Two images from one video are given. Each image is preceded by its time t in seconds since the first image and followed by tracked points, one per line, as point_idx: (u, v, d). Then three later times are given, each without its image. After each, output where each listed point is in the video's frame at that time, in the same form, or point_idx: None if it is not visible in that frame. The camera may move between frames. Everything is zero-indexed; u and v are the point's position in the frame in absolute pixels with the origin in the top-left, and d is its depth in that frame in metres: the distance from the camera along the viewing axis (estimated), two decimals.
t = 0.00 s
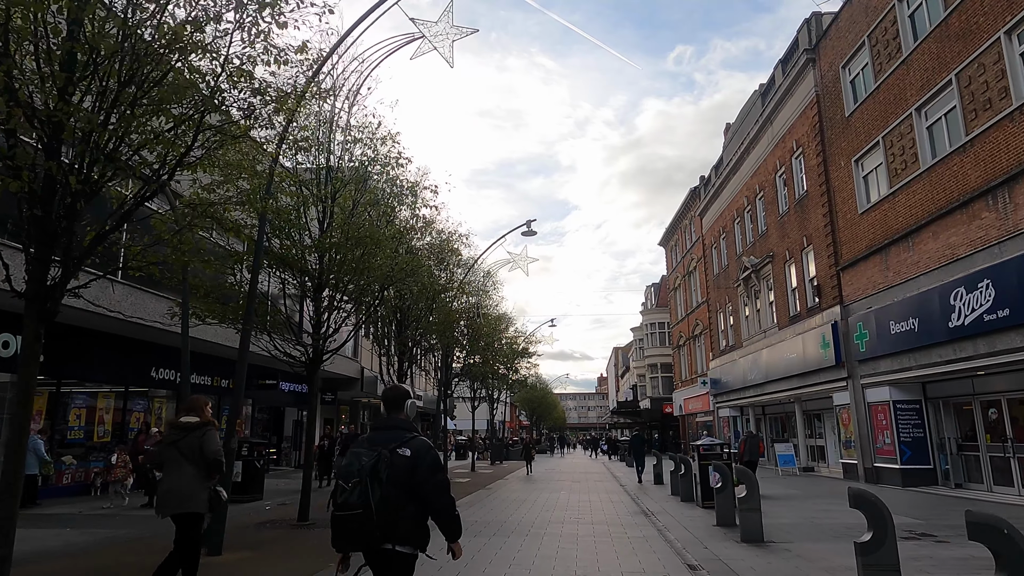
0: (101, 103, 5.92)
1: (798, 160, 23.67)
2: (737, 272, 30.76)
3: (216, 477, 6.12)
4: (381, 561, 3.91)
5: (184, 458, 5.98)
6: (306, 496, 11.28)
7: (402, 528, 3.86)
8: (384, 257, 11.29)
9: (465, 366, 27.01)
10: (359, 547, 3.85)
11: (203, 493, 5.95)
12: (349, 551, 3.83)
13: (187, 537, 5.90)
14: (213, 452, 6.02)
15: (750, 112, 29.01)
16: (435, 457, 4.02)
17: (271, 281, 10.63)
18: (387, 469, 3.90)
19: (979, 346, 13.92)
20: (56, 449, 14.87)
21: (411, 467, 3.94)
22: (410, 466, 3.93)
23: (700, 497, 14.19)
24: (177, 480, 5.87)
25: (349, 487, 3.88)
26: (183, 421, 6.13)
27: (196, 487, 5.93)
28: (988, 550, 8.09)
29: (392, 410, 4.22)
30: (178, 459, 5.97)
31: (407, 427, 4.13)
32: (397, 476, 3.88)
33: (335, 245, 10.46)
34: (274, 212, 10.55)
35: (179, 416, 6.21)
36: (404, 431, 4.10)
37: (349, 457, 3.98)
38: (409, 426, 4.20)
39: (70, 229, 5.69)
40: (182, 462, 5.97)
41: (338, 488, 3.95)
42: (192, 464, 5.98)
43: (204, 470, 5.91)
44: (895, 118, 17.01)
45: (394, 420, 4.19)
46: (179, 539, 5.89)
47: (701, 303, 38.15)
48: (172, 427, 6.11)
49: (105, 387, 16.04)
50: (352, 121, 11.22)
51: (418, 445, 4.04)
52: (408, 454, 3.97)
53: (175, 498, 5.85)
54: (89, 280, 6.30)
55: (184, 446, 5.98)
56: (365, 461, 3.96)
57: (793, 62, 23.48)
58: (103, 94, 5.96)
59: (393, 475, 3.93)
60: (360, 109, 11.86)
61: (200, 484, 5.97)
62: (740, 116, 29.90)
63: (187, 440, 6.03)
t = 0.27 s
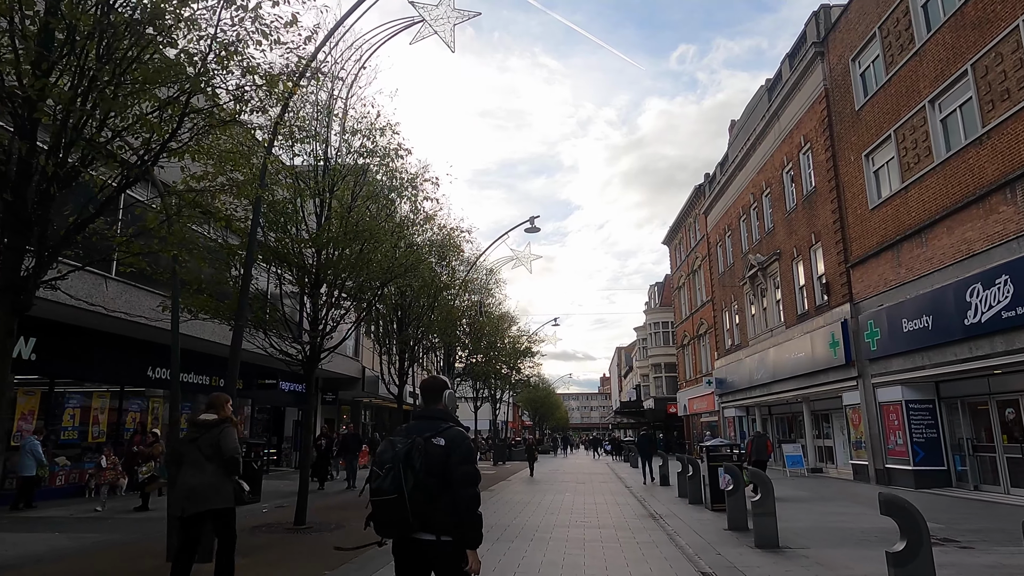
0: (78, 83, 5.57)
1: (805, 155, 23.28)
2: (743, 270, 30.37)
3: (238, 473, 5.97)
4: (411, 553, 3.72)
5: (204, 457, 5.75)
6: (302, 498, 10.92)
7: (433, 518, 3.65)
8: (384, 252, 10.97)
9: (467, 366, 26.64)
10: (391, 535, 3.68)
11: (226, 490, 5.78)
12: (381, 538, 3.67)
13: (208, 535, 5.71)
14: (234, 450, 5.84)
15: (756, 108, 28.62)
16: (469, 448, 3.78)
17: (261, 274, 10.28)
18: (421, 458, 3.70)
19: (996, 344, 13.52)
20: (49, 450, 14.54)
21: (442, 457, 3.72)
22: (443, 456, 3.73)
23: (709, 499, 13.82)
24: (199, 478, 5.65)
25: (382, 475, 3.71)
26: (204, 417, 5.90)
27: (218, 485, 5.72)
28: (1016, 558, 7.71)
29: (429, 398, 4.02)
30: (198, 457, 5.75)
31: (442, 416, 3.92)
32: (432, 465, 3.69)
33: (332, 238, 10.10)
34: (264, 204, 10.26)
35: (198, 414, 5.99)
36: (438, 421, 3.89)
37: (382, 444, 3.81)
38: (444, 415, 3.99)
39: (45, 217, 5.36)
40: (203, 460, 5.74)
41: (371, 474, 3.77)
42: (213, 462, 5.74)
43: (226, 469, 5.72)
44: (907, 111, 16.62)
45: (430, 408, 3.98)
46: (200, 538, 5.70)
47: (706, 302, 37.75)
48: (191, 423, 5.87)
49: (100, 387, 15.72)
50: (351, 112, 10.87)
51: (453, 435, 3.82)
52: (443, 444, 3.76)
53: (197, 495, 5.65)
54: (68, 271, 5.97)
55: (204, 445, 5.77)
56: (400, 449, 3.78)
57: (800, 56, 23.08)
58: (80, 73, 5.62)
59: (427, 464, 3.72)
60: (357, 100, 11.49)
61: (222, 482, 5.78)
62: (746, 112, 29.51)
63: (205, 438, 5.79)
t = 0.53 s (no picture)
0: (50, 57, 5.22)
1: (811, 151, 22.93)
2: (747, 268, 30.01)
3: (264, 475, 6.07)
4: (454, 559, 3.87)
5: (230, 458, 5.90)
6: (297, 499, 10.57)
7: (476, 528, 3.79)
8: (382, 246, 10.66)
9: (467, 364, 26.28)
10: (435, 543, 3.82)
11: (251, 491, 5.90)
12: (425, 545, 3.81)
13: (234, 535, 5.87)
14: (259, 452, 5.93)
15: (760, 103, 28.25)
16: (511, 458, 3.93)
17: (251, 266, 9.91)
18: (466, 468, 3.84)
19: (1011, 340, 13.18)
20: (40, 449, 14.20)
21: (487, 467, 3.86)
22: (487, 467, 3.86)
23: (715, 500, 13.48)
24: (224, 479, 5.79)
25: (427, 483, 3.85)
26: (228, 420, 6.04)
27: (243, 487, 5.85)
28: None
29: (471, 409, 4.16)
30: (223, 458, 5.91)
31: (485, 428, 4.06)
32: (476, 475, 3.82)
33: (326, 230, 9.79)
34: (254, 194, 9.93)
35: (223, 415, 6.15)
36: (482, 431, 4.03)
37: (427, 454, 3.97)
38: (485, 426, 4.13)
39: (16, 199, 5.02)
40: (229, 461, 5.89)
41: (417, 482, 3.91)
42: (239, 464, 5.89)
43: (251, 472, 5.85)
44: (917, 103, 16.27)
45: (472, 418, 4.13)
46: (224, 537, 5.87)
47: (709, 300, 37.38)
48: (217, 426, 6.01)
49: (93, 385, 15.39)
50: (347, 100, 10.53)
51: (496, 446, 3.95)
52: (486, 454, 3.89)
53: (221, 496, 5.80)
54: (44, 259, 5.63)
55: (229, 447, 5.91)
56: (444, 459, 3.93)
57: (806, 49, 22.72)
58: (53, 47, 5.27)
59: (471, 473, 3.87)
60: (354, 88, 11.13)
61: (247, 484, 5.90)
62: (750, 108, 29.15)
63: (231, 440, 5.94)
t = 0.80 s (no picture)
0: (20, 34, 4.87)
1: (818, 147, 22.57)
2: (752, 266, 29.64)
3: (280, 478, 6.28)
4: (495, 550, 3.92)
5: (250, 457, 6.11)
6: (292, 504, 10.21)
7: (519, 517, 3.86)
8: (380, 242, 10.35)
9: (469, 364, 25.93)
10: (477, 534, 3.88)
11: (268, 491, 6.07)
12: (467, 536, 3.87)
13: (248, 533, 6.00)
14: (281, 453, 6.20)
15: (765, 99, 27.90)
16: (549, 450, 4.03)
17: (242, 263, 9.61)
18: (505, 459, 3.93)
19: None
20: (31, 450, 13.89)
21: (526, 458, 3.95)
22: (526, 457, 3.96)
23: (722, 502, 13.15)
24: (242, 477, 5.97)
25: (468, 475, 3.93)
26: (250, 418, 6.26)
27: (262, 485, 6.03)
28: None
29: (505, 402, 4.28)
30: (241, 457, 6.10)
31: (520, 419, 4.16)
32: (515, 465, 3.92)
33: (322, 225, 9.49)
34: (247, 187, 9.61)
35: (242, 413, 6.31)
36: (517, 422, 4.13)
37: (464, 445, 4.06)
38: (519, 418, 4.24)
39: None
40: (249, 460, 6.09)
41: (457, 474, 3.98)
42: (258, 463, 6.09)
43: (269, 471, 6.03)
44: (928, 96, 15.91)
45: (506, 411, 4.24)
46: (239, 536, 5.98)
47: (713, 299, 37.03)
48: (235, 424, 6.22)
49: (85, 386, 15.06)
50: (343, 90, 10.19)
51: (533, 436, 4.05)
52: (524, 445, 3.99)
53: (238, 494, 5.96)
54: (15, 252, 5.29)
55: (249, 445, 6.11)
56: (483, 450, 4.02)
57: (813, 42, 22.36)
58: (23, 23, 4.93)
59: (510, 465, 3.95)
60: (351, 77, 10.78)
61: (266, 482, 6.09)
62: (754, 104, 28.78)
63: (251, 439, 6.15)
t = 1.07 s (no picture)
0: None
1: (821, 144, 22.28)
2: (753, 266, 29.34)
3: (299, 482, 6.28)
4: (537, 562, 3.98)
5: (269, 462, 6.10)
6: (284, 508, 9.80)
7: (561, 526, 3.96)
8: (375, 236, 10.01)
9: (467, 365, 25.55)
10: (520, 545, 3.94)
11: (288, 495, 6.06)
12: (510, 548, 3.94)
13: (270, 537, 6.00)
14: (299, 457, 6.19)
15: (767, 98, 27.63)
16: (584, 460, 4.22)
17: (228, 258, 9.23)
18: (545, 468, 4.05)
19: None
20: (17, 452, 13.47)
21: (566, 466, 4.10)
22: (564, 466, 4.09)
23: (729, 506, 12.78)
24: (264, 482, 5.97)
25: (511, 487, 4.02)
26: (269, 423, 6.27)
27: (282, 490, 6.02)
28: None
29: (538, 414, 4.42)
30: (261, 462, 6.09)
31: (556, 430, 4.29)
32: (556, 474, 4.05)
33: (313, 217, 9.15)
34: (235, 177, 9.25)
35: (262, 418, 6.32)
36: (553, 434, 4.26)
37: (504, 458, 4.16)
38: (554, 430, 4.37)
39: None
40: (268, 466, 6.09)
41: (499, 486, 4.07)
42: (278, 469, 6.10)
43: (289, 476, 6.03)
44: (936, 90, 15.62)
45: (541, 424, 4.38)
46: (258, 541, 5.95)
47: (713, 300, 36.72)
48: (255, 429, 6.21)
49: (73, 386, 14.65)
50: (337, 78, 9.85)
51: (569, 447, 4.21)
52: (562, 456, 4.13)
53: (259, 500, 5.93)
54: None
55: (270, 450, 6.11)
56: (523, 462, 4.12)
57: (816, 39, 22.09)
58: None
59: (549, 475, 4.08)
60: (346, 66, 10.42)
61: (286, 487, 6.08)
62: (755, 102, 28.49)
63: (270, 444, 6.15)
